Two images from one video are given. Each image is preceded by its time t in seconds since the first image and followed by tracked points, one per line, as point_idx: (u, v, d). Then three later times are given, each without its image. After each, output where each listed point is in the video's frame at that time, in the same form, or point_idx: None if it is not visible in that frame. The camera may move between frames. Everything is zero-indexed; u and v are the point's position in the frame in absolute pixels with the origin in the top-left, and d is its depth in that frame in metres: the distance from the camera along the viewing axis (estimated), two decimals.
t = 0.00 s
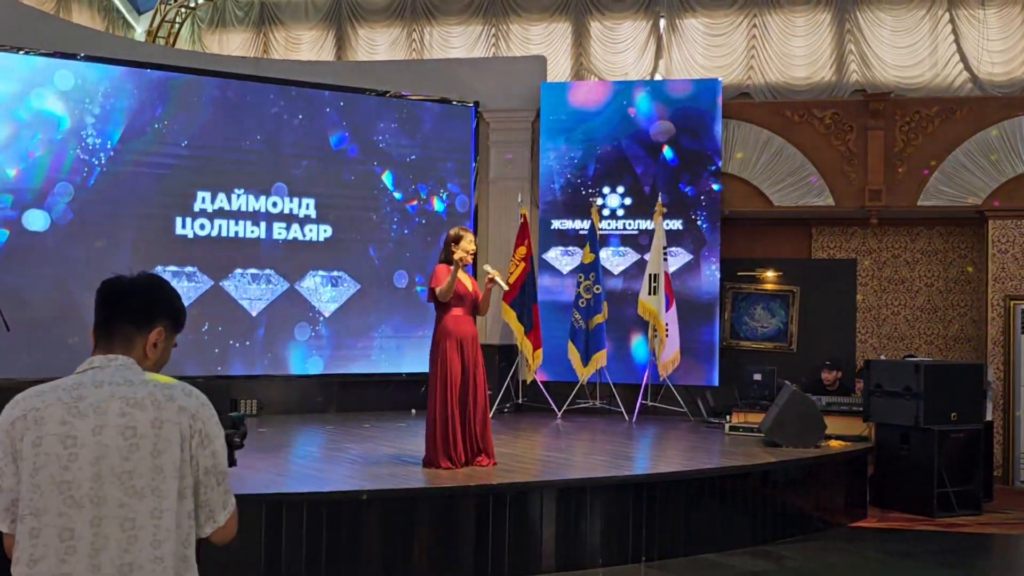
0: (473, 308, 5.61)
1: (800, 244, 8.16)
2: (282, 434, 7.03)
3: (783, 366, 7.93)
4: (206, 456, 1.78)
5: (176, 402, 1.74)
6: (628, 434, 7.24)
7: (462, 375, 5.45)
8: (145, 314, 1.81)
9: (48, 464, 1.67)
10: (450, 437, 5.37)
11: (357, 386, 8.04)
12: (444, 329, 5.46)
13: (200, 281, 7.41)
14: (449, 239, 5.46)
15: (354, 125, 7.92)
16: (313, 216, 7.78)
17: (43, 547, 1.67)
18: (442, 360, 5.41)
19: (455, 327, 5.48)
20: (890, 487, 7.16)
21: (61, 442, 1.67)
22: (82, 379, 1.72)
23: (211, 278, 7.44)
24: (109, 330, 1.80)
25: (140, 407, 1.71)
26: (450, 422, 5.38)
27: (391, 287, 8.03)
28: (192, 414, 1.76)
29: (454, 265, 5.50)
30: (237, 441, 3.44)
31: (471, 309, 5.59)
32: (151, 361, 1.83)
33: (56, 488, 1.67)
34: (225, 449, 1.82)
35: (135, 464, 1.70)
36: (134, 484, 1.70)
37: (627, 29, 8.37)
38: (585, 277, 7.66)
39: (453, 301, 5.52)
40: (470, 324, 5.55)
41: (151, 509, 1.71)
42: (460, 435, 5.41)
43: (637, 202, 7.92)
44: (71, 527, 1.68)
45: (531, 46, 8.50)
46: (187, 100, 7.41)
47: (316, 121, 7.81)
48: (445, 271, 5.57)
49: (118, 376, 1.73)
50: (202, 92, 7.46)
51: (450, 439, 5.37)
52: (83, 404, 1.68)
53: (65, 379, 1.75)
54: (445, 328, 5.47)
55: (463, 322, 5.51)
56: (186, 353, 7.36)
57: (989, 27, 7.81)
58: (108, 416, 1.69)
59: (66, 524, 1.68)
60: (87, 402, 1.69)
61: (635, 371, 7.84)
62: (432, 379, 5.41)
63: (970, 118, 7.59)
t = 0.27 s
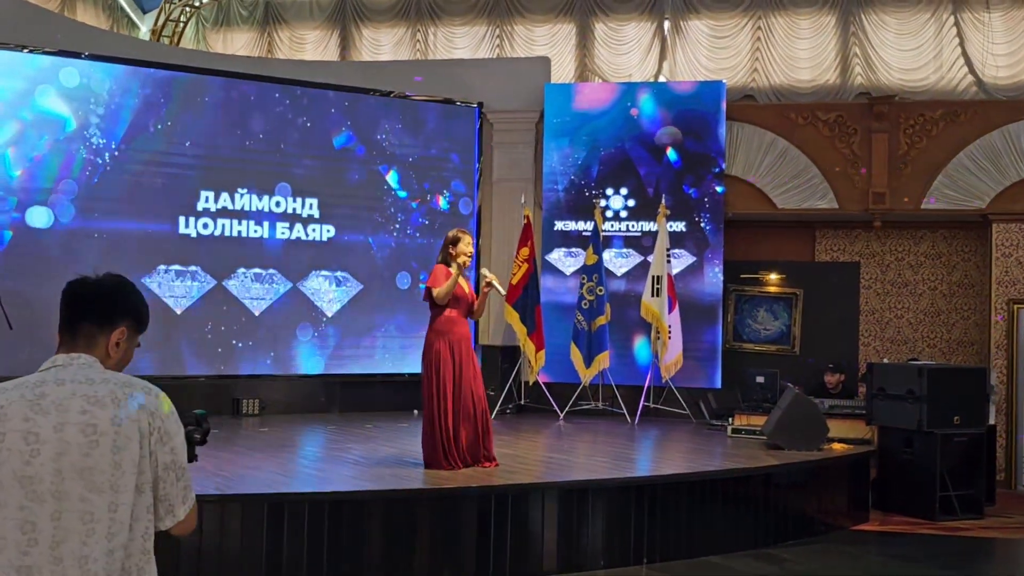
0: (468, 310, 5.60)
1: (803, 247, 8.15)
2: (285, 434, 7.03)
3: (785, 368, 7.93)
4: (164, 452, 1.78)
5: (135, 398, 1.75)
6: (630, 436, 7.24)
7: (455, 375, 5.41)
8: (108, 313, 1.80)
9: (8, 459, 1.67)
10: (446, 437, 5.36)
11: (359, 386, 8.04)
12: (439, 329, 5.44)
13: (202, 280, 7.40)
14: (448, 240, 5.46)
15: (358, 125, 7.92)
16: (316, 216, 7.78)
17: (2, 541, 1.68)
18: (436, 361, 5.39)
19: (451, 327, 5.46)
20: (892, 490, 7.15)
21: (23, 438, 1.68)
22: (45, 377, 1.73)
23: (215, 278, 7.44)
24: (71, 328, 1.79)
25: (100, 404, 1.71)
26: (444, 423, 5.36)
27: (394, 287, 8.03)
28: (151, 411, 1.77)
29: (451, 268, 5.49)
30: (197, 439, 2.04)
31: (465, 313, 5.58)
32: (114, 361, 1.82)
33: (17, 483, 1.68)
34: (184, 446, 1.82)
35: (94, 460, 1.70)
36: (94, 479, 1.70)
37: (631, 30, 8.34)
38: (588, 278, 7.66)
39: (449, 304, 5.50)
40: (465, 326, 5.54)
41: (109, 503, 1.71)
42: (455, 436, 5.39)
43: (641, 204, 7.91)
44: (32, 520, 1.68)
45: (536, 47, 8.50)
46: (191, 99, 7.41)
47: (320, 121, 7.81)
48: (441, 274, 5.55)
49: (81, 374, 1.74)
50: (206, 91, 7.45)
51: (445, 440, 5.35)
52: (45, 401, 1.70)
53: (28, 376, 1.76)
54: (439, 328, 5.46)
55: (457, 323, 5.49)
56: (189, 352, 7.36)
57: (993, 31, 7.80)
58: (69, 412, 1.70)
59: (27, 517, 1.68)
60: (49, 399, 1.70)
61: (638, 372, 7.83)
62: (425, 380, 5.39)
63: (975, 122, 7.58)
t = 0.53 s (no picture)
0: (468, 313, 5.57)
1: (807, 252, 8.14)
2: (287, 433, 7.02)
3: (788, 371, 7.93)
4: (130, 440, 1.89)
5: (102, 389, 1.85)
6: (633, 437, 7.23)
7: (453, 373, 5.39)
8: (80, 308, 1.90)
9: None
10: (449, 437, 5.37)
11: (362, 386, 8.03)
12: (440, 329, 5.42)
13: (205, 279, 7.40)
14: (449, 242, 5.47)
15: (363, 125, 7.92)
16: (320, 215, 7.78)
17: None
18: (436, 360, 5.40)
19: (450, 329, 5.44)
20: (895, 494, 7.14)
21: None
22: (14, 367, 1.83)
23: (219, 277, 7.44)
24: (44, 321, 1.88)
25: (66, 394, 1.82)
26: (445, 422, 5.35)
27: (398, 287, 8.02)
28: (117, 401, 1.87)
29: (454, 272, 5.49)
30: (165, 432, 2.29)
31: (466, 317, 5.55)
32: (84, 354, 1.92)
33: None
34: (148, 433, 1.94)
35: (59, 447, 1.81)
36: (59, 466, 1.81)
37: (636, 32, 8.35)
38: (592, 280, 7.67)
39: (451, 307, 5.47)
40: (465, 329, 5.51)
41: (73, 489, 1.82)
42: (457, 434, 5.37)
43: (645, 205, 7.91)
44: None
45: (540, 48, 8.51)
46: (196, 98, 7.41)
47: (324, 121, 7.81)
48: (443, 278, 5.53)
49: (50, 365, 1.84)
50: (211, 90, 7.46)
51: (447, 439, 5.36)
52: (13, 390, 1.80)
53: None
54: (442, 330, 5.44)
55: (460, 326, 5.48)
56: (192, 351, 7.36)
57: (999, 35, 7.78)
58: (36, 401, 1.80)
59: None
60: (18, 388, 1.80)
61: (640, 374, 7.82)
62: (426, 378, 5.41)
63: (979, 126, 7.58)
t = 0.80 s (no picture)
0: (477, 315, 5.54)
1: (811, 253, 8.12)
2: (289, 433, 7.02)
3: (791, 373, 7.93)
4: (85, 433, 1.88)
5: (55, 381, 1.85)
6: (635, 439, 7.22)
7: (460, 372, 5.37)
8: (40, 303, 1.91)
9: None
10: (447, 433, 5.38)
11: (365, 386, 8.03)
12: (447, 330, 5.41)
13: (208, 278, 7.40)
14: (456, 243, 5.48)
15: (366, 125, 7.92)
16: (323, 216, 7.77)
17: None
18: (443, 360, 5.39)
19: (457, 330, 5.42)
20: (897, 497, 7.13)
21: None
22: None
23: (222, 276, 7.44)
24: (6, 317, 1.90)
25: (18, 387, 1.82)
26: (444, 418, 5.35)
27: (401, 288, 8.02)
28: (70, 394, 1.87)
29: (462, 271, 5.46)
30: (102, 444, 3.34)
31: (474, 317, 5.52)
32: (45, 350, 1.94)
33: None
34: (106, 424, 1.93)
35: (11, 441, 1.81)
36: (11, 459, 1.81)
37: (640, 34, 8.34)
38: (594, 281, 7.65)
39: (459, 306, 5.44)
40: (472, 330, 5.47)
41: (27, 482, 1.82)
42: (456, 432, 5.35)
43: (648, 207, 7.90)
44: None
45: (544, 49, 8.51)
46: (201, 98, 7.42)
47: (328, 121, 7.81)
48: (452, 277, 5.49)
49: (5, 358, 1.85)
50: (215, 90, 7.46)
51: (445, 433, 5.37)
52: None
53: None
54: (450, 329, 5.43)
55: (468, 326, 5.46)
56: (195, 350, 7.37)
57: (1004, 38, 7.77)
58: None
59: None
60: None
61: (643, 376, 7.82)
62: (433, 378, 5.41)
63: (983, 130, 7.58)
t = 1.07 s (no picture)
0: (488, 311, 5.60)
1: (814, 254, 8.10)
2: (290, 433, 7.02)
3: (792, 374, 7.93)
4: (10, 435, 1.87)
5: None
6: (636, 440, 7.23)
7: (471, 372, 5.42)
8: None
9: None
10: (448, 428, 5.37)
11: (366, 386, 8.03)
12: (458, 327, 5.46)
13: (210, 277, 7.40)
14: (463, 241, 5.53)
15: (369, 125, 7.92)
16: (325, 215, 7.77)
17: None
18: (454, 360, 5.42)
19: (468, 327, 5.48)
20: (898, 499, 7.13)
21: None
22: None
23: (224, 275, 7.44)
24: None
25: None
26: (450, 414, 5.36)
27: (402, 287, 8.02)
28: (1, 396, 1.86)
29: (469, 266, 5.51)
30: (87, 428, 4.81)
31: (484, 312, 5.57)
32: None
33: None
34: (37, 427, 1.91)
35: None
36: None
37: (643, 35, 8.34)
38: (596, 282, 7.65)
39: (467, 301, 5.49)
40: (484, 326, 5.54)
41: None
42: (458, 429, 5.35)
43: (650, 208, 7.90)
44: None
45: (547, 50, 8.50)
46: (203, 96, 7.41)
47: (330, 121, 7.80)
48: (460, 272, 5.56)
49: None
50: (219, 89, 7.46)
51: (447, 428, 5.36)
52: None
53: None
54: (459, 326, 5.48)
55: (478, 322, 5.51)
56: (197, 349, 7.36)
57: (1006, 41, 7.76)
58: None
59: None
60: None
61: (645, 377, 7.82)
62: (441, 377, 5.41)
63: (986, 132, 7.56)
